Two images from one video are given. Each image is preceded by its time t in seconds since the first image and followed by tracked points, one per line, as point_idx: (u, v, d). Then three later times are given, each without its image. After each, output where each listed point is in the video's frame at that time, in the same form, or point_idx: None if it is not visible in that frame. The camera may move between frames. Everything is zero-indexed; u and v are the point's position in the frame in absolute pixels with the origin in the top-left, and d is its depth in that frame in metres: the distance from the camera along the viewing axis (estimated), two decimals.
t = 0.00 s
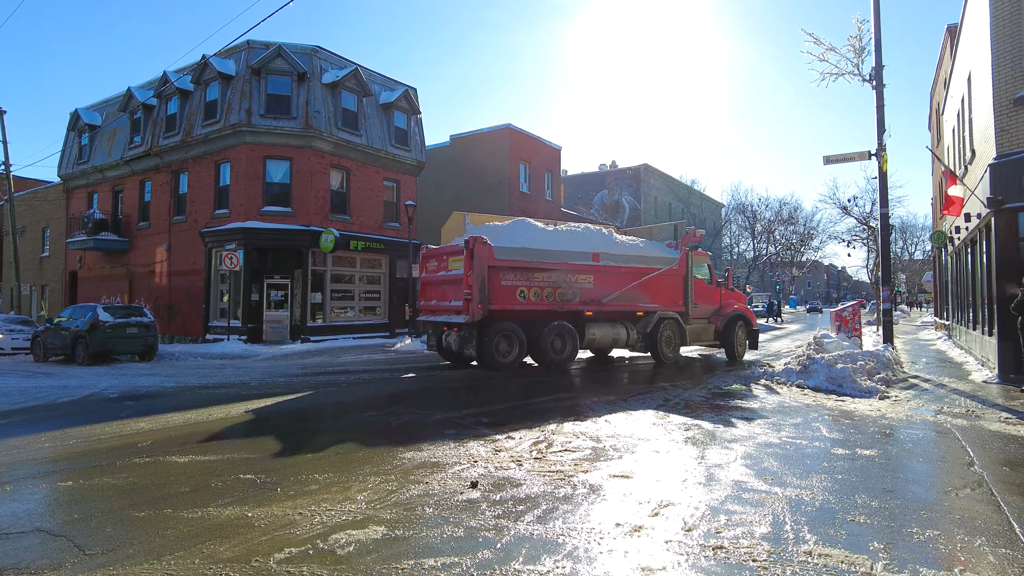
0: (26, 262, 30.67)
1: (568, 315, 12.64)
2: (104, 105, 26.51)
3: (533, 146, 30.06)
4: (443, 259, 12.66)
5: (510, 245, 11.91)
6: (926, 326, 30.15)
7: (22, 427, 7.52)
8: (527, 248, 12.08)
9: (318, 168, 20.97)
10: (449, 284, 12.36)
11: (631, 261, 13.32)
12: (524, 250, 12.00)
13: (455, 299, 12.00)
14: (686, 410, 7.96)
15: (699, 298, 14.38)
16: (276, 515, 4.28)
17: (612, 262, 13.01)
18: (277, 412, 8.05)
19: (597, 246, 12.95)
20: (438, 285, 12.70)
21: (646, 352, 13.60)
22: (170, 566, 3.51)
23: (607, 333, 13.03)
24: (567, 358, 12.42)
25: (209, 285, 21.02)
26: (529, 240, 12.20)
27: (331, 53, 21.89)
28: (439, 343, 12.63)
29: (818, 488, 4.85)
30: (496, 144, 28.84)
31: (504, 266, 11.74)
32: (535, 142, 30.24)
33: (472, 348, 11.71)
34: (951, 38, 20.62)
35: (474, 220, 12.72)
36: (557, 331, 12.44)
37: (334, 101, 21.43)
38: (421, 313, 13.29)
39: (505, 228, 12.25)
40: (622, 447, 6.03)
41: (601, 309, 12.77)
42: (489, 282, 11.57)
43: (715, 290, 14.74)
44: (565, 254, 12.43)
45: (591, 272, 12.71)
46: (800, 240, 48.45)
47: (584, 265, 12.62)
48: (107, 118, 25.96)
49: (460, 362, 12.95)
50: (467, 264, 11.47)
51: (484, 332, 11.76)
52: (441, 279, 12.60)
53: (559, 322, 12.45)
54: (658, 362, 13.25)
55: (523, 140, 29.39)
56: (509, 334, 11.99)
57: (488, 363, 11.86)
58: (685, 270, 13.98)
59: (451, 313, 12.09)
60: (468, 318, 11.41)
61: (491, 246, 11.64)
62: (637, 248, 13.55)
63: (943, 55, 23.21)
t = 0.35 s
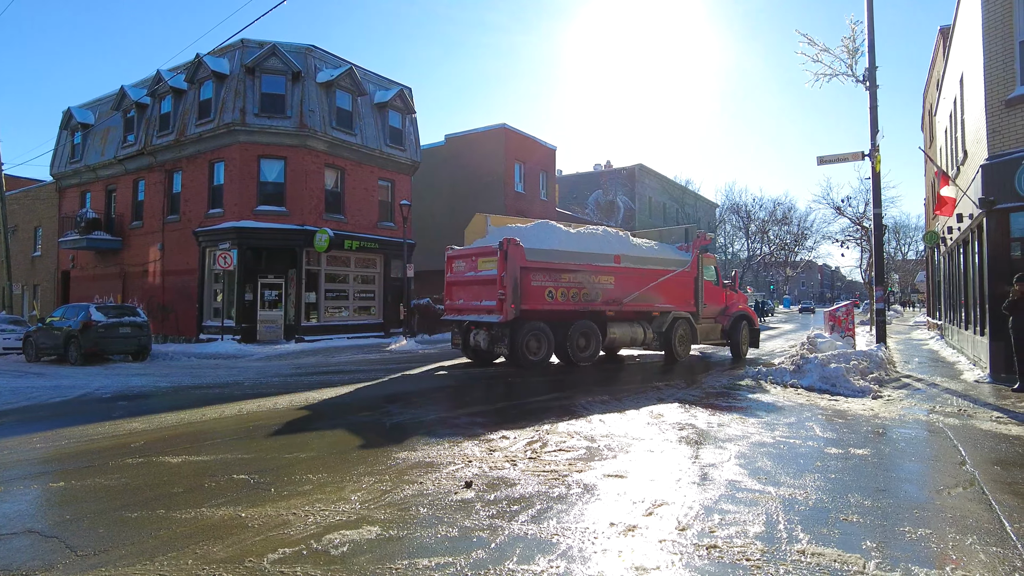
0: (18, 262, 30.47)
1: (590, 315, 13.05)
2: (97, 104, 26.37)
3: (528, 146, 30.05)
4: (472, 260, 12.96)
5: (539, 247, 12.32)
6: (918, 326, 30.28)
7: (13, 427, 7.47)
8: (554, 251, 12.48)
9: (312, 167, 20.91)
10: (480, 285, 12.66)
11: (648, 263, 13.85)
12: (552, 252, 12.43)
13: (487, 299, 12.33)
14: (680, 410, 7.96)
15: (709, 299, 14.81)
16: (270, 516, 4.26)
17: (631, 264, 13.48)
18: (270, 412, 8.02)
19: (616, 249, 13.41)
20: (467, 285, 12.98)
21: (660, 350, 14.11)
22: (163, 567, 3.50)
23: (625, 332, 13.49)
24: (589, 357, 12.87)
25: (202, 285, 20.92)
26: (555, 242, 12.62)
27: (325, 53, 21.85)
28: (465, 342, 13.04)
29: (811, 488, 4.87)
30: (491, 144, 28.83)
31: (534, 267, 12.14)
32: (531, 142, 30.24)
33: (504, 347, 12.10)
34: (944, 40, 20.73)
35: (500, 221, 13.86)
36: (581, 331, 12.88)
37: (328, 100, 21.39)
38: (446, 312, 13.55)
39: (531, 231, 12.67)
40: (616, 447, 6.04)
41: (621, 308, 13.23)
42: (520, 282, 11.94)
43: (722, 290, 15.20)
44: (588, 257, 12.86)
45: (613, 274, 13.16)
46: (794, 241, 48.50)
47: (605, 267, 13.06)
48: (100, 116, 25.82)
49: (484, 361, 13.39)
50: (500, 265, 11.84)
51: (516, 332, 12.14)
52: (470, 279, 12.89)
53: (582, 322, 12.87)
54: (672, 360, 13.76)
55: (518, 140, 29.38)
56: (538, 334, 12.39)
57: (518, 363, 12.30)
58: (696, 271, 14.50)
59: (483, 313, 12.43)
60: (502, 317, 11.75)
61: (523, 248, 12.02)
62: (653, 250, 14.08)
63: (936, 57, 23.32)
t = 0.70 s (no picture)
0: (5, 261, 30.13)
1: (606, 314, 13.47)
2: (86, 102, 26.14)
3: (521, 146, 30.07)
4: (494, 260, 13.27)
5: (563, 249, 12.69)
6: (908, 326, 30.48)
7: None
8: (576, 252, 12.85)
9: (303, 167, 20.81)
10: (503, 285, 13.01)
11: (659, 265, 14.36)
12: (574, 253, 12.81)
13: (512, 299, 12.69)
14: (671, 409, 7.99)
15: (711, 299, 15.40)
16: (261, 517, 4.24)
17: (644, 266, 13.97)
18: (261, 412, 7.99)
19: (631, 251, 13.86)
20: (489, 285, 13.31)
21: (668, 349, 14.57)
22: (152, 569, 3.47)
23: (639, 330, 13.92)
24: (608, 355, 13.34)
25: (193, 284, 20.80)
26: (576, 244, 12.97)
27: (317, 52, 21.77)
28: (484, 340, 13.24)
29: (802, 487, 4.90)
30: (484, 144, 28.82)
31: (559, 269, 12.56)
32: (523, 142, 30.26)
33: (529, 347, 12.39)
34: (933, 41, 20.91)
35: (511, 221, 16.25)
36: (598, 330, 13.29)
37: (320, 99, 21.32)
38: (465, 311, 13.82)
39: (552, 232, 13.00)
40: (607, 446, 6.05)
41: (634, 308, 13.70)
42: (546, 283, 12.35)
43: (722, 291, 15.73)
44: (606, 258, 13.29)
45: (628, 275, 13.64)
46: (785, 240, 49.55)
47: (621, 268, 13.52)
48: (89, 115, 25.60)
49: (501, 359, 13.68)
50: (527, 266, 12.22)
51: (541, 333, 12.42)
52: (492, 280, 13.22)
53: (600, 321, 13.27)
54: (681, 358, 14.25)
55: (510, 140, 29.39)
56: (562, 334, 12.76)
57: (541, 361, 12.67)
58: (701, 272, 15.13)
59: (507, 312, 12.78)
60: (529, 317, 12.14)
61: (549, 251, 12.40)
62: (662, 252, 14.57)
63: (925, 58, 23.54)
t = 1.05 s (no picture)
0: None
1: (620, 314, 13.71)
2: (75, 100, 25.88)
3: (512, 146, 30.07)
4: (515, 262, 13.41)
5: (583, 252, 12.89)
6: (896, 325, 30.74)
7: None
8: (596, 255, 13.05)
9: (294, 166, 20.71)
10: (525, 286, 13.16)
11: (668, 267, 14.73)
12: (594, 255, 13.01)
13: (535, 300, 12.85)
14: (662, 409, 8.01)
15: (711, 299, 15.91)
16: (251, 518, 4.22)
17: (655, 268, 14.30)
18: (250, 412, 7.95)
19: (644, 254, 14.17)
20: (510, 286, 13.46)
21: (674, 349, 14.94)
22: (140, 571, 3.45)
23: (652, 331, 14.18)
24: (622, 354, 13.62)
25: (183, 284, 20.64)
26: (596, 246, 13.18)
27: (308, 50, 21.67)
28: (503, 340, 13.47)
29: (791, 486, 4.93)
30: (476, 144, 28.80)
31: (581, 271, 12.75)
32: (515, 142, 30.26)
33: (552, 346, 12.68)
34: (921, 44, 21.10)
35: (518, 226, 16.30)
36: (614, 330, 13.53)
37: (311, 98, 21.23)
38: (485, 312, 13.96)
39: (571, 235, 13.18)
40: (598, 446, 6.06)
41: (646, 308, 13.99)
42: (570, 285, 12.52)
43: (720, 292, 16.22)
44: (622, 260, 13.55)
45: (641, 277, 13.93)
46: (775, 240, 50.02)
47: (635, 270, 13.79)
48: (77, 112, 25.35)
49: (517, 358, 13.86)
50: (551, 268, 12.39)
51: (564, 333, 12.73)
52: (514, 281, 13.37)
53: (616, 321, 13.52)
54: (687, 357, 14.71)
55: (502, 140, 29.38)
56: (583, 333, 13.08)
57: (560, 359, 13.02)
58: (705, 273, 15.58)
59: (530, 312, 12.96)
60: (554, 317, 12.34)
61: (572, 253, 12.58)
62: (670, 255, 14.93)
63: (913, 61, 23.76)
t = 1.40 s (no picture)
0: None
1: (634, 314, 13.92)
2: (62, 98, 25.61)
3: (503, 146, 30.07)
4: (536, 264, 13.47)
5: (602, 254, 13.04)
6: (885, 326, 30.93)
7: None
8: (614, 257, 13.21)
9: (284, 165, 20.60)
10: (546, 287, 13.26)
11: (675, 269, 15.06)
12: (612, 257, 13.16)
13: (558, 300, 12.96)
14: (652, 409, 8.04)
15: (712, 300, 16.41)
16: (240, 519, 4.19)
17: (666, 270, 14.60)
18: (238, 412, 7.90)
19: (656, 256, 14.43)
20: (532, 287, 13.53)
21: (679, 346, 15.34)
22: (127, 573, 3.41)
23: (661, 330, 14.53)
24: (637, 351, 13.87)
25: (171, 284, 20.48)
26: (613, 248, 13.34)
27: (299, 49, 21.56)
28: (526, 337, 13.66)
29: (781, 485, 4.96)
30: (467, 144, 28.78)
31: (601, 273, 12.89)
32: (506, 142, 30.26)
33: (574, 345, 12.80)
34: (908, 47, 21.29)
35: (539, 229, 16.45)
36: (630, 329, 13.75)
37: (301, 97, 21.12)
38: (506, 312, 14.05)
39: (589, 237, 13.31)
40: (589, 446, 6.07)
41: (658, 308, 14.29)
42: (591, 286, 12.66)
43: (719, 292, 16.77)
44: (637, 262, 13.78)
45: (653, 278, 14.17)
46: (764, 241, 50.42)
47: (648, 272, 14.05)
48: (64, 110, 25.08)
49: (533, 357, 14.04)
50: (575, 270, 12.50)
51: (586, 331, 12.84)
52: (535, 282, 13.45)
53: (632, 321, 13.74)
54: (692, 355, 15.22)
55: (493, 140, 29.37)
56: (603, 332, 13.20)
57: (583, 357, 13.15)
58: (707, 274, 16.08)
59: (552, 312, 13.08)
60: (578, 317, 12.47)
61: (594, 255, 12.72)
62: (677, 257, 15.25)
63: (901, 63, 23.96)
